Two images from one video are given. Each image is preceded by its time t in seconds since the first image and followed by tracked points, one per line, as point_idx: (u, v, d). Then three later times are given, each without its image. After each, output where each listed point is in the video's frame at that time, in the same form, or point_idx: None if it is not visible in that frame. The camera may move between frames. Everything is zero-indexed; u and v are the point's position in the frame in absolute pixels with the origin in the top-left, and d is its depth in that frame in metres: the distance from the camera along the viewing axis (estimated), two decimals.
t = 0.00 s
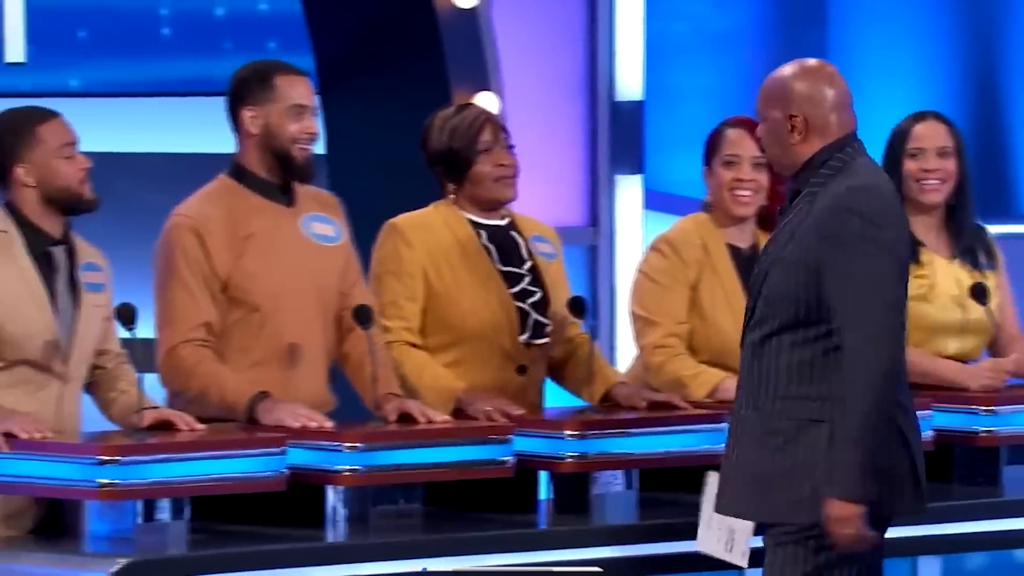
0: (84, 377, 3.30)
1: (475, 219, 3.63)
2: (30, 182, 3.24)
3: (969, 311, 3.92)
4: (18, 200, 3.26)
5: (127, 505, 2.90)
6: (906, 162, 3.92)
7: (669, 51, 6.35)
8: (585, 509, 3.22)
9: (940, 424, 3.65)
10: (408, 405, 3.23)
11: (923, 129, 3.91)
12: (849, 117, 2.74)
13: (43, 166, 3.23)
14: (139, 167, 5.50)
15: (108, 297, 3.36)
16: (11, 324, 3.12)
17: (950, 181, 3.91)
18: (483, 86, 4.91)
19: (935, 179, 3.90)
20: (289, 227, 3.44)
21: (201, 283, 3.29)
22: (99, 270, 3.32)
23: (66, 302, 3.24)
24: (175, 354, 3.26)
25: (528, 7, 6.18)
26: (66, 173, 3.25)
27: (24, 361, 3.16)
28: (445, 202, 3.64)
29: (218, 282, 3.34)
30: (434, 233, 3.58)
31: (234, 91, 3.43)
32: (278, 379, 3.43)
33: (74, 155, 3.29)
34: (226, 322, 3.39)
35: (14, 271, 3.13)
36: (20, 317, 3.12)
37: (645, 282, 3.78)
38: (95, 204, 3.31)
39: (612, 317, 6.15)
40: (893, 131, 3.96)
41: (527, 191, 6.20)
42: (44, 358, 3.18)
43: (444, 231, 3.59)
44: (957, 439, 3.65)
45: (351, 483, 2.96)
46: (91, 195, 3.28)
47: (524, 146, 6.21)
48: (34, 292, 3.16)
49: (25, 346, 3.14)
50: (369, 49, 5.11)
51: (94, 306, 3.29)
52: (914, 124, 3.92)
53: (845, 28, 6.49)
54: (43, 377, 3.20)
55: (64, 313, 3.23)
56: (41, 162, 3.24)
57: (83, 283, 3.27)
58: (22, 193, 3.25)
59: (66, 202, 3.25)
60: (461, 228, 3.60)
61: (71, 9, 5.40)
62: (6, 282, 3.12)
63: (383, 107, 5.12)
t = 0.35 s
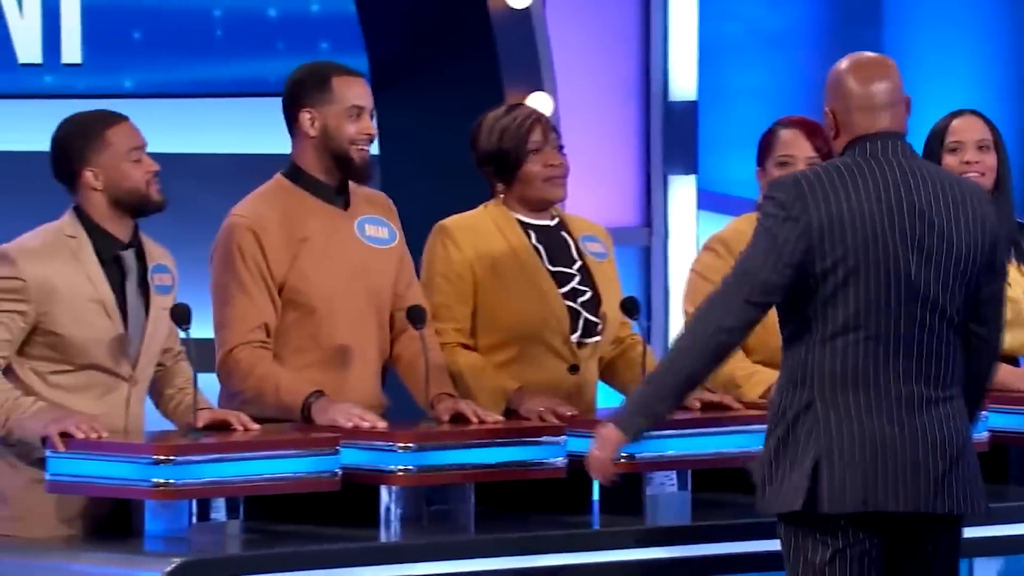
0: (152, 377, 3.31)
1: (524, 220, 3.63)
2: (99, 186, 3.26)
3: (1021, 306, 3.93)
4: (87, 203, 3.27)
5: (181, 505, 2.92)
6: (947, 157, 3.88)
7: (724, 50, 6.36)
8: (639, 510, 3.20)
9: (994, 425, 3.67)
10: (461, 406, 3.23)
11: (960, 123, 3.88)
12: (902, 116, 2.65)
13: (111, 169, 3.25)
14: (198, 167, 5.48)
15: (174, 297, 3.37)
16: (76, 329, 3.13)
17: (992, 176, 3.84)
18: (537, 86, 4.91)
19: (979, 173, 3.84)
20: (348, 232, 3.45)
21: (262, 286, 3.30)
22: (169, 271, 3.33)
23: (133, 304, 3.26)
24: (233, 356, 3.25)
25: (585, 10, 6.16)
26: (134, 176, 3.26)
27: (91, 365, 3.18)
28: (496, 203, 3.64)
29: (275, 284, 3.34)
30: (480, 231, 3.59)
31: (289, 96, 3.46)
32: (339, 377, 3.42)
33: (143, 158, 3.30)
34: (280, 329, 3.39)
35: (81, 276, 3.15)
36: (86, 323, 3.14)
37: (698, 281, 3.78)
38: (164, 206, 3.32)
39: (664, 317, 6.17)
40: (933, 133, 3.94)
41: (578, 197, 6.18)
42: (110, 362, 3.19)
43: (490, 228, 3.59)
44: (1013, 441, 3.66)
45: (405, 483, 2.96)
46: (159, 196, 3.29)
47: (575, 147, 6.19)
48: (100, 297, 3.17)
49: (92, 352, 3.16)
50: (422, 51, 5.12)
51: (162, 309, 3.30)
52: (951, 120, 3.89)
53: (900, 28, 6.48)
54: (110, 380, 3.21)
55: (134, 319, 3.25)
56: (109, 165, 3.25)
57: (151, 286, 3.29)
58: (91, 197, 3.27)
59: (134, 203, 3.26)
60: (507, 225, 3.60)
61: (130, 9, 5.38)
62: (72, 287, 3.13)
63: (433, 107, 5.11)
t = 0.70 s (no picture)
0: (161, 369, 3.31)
1: (545, 216, 3.63)
2: (105, 185, 3.23)
3: None
4: (94, 199, 3.25)
5: (198, 500, 2.91)
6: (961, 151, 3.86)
7: (742, 43, 6.38)
8: (657, 505, 3.22)
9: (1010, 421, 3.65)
10: (476, 401, 3.23)
11: (984, 122, 3.85)
12: (909, 108, 2.65)
13: (117, 169, 3.22)
14: (209, 162, 5.61)
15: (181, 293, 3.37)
16: (87, 328, 3.14)
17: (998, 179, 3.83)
18: (552, 83, 4.89)
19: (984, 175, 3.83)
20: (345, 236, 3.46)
21: (261, 286, 3.30)
22: (177, 267, 3.32)
23: (144, 301, 3.25)
24: (236, 356, 3.25)
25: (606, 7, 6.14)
26: (141, 177, 3.22)
27: (102, 363, 3.18)
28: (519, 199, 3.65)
29: (274, 284, 3.35)
30: (503, 227, 3.59)
31: (309, 106, 3.37)
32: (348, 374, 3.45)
33: (151, 156, 3.26)
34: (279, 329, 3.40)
35: (91, 274, 3.15)
36: (97, 322, 3.15)
37: (712, 277, 3.77)
38: (172, 201, 3.29)
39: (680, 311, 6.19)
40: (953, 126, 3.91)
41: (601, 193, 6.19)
42: (121, 359, 3.20)
43: (512, 225, 3.59)
44: None
45: (422, 478, 2.96)
46: (166, 193, 3.25)
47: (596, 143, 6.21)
48: (110, 295, 3.17)
49: (103, 349, 3.17)
50: (436, 49, 5.11)
51: (171, 304, 3.31)
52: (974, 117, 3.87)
53: (917, 25, 6.49)
54: (120, 377, 3.22)
55: (145, 313, 3.25)
56: (116, 165, 3.22)
57: (161, 283, 3.28)
58: (98, 194, 3.24)
59: (140, 202, 3.23)
60: (530, 222, 3.60)
61: (144, 5, 5.52)
62: (82, 285, 3.13)
63: (455, 103, 5.13)
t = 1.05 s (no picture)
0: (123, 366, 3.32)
1: (537, 212, 3.63)
2: (65, 180, 3.25)
3: None
4: (53, 196, 3.26)
5: (185, 498, 2.89)
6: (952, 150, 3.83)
7: (727, 40, 6.39)
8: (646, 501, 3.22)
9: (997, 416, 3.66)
10: (465, 397, 3.23)
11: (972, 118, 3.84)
12: (894, 101, 2.66)
13: (79, 165, 3.24)
14: (195, 157, 5.62)
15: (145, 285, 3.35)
16: (50, 326, 3.15)
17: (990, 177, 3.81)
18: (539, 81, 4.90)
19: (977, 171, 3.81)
20: (331, 226, 3.47)
21: (248, 283, 3.29)
22: (138, 260, 3.30)
23: (103, 296, 3.24)
24: (225, 354, 3.24)
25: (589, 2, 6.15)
26: (103, 171, 3.25)
27: (64, 361, 3.20)
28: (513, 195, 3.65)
29: (262, 280, 3.34)
30: (495, 223, 3.59)
31: (270, 93, 3.44)
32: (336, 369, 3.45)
33: (110, 151, 3.30)
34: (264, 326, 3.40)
35: (51, 272, 3.16)
36: (58, 321, 3.16)
37: (697, 272, 3.78)
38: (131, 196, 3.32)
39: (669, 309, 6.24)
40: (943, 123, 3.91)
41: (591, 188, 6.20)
42: (83, 356, 3.21)
43: (506, 223, 3.59)
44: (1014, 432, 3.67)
45: (411, 474, 2.96)
46: (126, 189, 3.29)
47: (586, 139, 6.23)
48: (72, 293, 3.17)
49: (65, 347, 3.18)
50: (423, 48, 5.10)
51: (132, 300, 3.28)
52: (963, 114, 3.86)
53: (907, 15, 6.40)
54: (82, 374, 3.23)
55: (102, 311, 3.23)
56: (76, 161, 3.24)
57: (121, 277, 3.26)
58: (57, 191, 3.26)
59: (102, 197, 3.25)
60: (523, 220, 3.60)
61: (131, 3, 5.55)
62: (42, 284, 3.14)
63: (442, 101, 5.13)
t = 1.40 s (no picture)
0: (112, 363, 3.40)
1: (540, 210, 3.67)
2: (56, 180, 3.30)
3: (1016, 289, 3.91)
4: (41, 194, 3.32)
5: (191, 489, 2.96)
6: (961, 145, 3.88)
7: (727, 39, 6.46)
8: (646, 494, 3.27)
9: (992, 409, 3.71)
10: (467, 390, 3.28)
11: (977, 114, 3.89)
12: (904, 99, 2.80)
13: (69, 165, 3.29)
14: (193, 154, 5.69)
15: (130, 278, 3.44)
16: (44, 325, 3.23)
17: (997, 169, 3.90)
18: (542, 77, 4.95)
19: (988, 166, 3.88)
20: (344, 222, 3.50)
21: (260, 281, 3.33)
22: (123, 255, 3.39)
23: (93, 293, 3.32)
24: (234, 351, 3.29)
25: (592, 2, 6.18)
26: (94, 171, 3.30)
27: (57, 359, 3.28)
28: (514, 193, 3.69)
29: (274, 279, 3.38)
30: (497, 221, 3.63)
31: (284, 89, 3.47)
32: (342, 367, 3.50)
33: (99, 150, 3.34)
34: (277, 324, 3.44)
35: (44, 270, 3.24)
36: (53, 319, 3.24)
37: (698, 267, 3.82)
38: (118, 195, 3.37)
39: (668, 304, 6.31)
40: (940, 121, 3.95)
41: (594, 185, 6.22)
42: (76, 354, 3.29)
43: (507, 221, 3.63)
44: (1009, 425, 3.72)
45: (414, 467, 3.00)
46: (115, 188, 3.34)
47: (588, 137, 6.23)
48: (66, 292, 3.26)
49: (58, 345, 3.26)
50: (428, 45, 5.14)
51: (119, 296, 3.36)
52: (967, 111, 3.90)
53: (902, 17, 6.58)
54: (75, 371, 3.31)
55: (93, 309, 3.31)
56: (67, 161, 3.29)
57: (107, 273, 3.34)
58: (47, 190, 3.31)
59: (91, 197, 3.30)
60: (524, 217, 3.64)
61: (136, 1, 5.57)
62: (36, 282, 3.22)
63: (446, 97, 5.16)
